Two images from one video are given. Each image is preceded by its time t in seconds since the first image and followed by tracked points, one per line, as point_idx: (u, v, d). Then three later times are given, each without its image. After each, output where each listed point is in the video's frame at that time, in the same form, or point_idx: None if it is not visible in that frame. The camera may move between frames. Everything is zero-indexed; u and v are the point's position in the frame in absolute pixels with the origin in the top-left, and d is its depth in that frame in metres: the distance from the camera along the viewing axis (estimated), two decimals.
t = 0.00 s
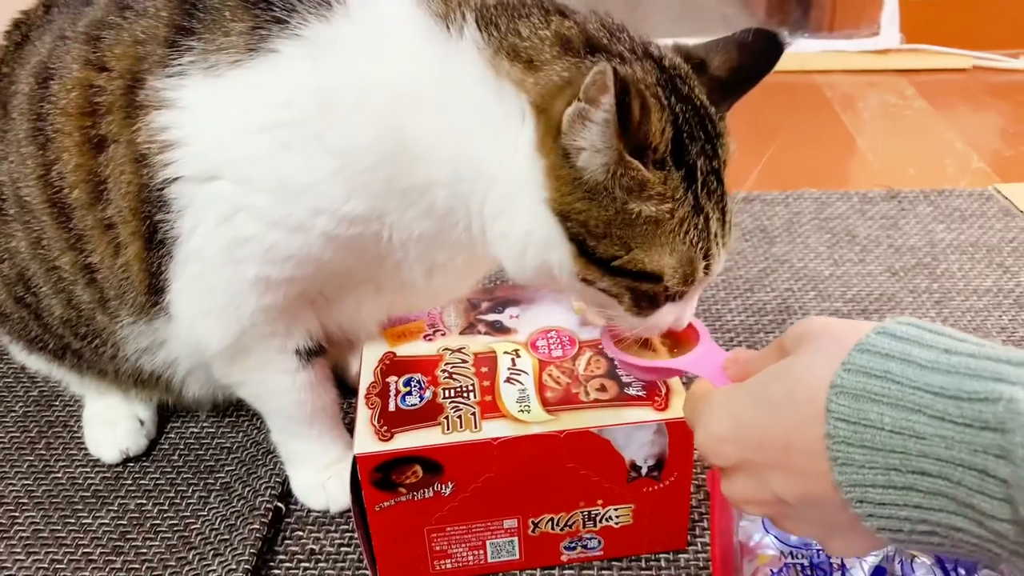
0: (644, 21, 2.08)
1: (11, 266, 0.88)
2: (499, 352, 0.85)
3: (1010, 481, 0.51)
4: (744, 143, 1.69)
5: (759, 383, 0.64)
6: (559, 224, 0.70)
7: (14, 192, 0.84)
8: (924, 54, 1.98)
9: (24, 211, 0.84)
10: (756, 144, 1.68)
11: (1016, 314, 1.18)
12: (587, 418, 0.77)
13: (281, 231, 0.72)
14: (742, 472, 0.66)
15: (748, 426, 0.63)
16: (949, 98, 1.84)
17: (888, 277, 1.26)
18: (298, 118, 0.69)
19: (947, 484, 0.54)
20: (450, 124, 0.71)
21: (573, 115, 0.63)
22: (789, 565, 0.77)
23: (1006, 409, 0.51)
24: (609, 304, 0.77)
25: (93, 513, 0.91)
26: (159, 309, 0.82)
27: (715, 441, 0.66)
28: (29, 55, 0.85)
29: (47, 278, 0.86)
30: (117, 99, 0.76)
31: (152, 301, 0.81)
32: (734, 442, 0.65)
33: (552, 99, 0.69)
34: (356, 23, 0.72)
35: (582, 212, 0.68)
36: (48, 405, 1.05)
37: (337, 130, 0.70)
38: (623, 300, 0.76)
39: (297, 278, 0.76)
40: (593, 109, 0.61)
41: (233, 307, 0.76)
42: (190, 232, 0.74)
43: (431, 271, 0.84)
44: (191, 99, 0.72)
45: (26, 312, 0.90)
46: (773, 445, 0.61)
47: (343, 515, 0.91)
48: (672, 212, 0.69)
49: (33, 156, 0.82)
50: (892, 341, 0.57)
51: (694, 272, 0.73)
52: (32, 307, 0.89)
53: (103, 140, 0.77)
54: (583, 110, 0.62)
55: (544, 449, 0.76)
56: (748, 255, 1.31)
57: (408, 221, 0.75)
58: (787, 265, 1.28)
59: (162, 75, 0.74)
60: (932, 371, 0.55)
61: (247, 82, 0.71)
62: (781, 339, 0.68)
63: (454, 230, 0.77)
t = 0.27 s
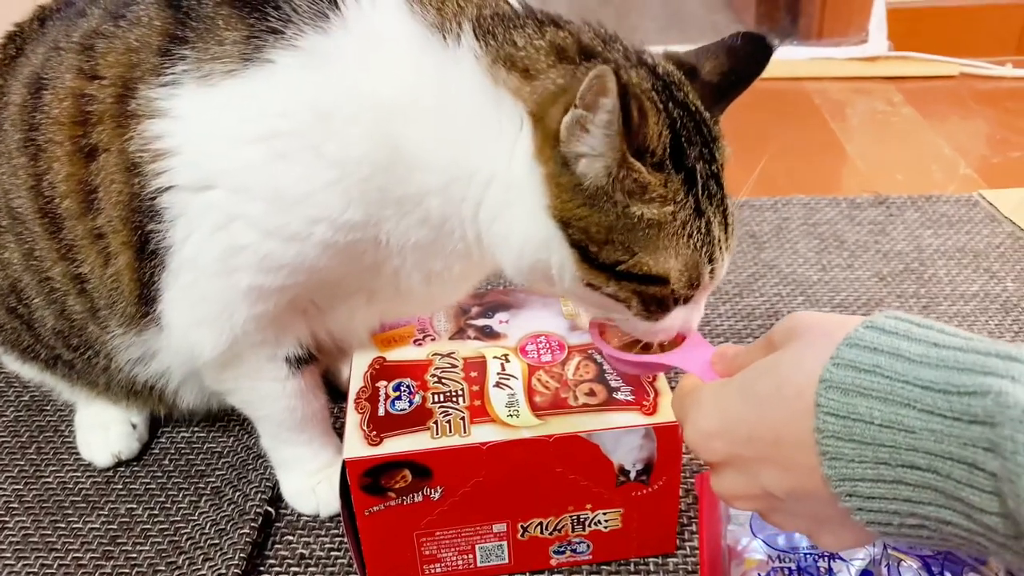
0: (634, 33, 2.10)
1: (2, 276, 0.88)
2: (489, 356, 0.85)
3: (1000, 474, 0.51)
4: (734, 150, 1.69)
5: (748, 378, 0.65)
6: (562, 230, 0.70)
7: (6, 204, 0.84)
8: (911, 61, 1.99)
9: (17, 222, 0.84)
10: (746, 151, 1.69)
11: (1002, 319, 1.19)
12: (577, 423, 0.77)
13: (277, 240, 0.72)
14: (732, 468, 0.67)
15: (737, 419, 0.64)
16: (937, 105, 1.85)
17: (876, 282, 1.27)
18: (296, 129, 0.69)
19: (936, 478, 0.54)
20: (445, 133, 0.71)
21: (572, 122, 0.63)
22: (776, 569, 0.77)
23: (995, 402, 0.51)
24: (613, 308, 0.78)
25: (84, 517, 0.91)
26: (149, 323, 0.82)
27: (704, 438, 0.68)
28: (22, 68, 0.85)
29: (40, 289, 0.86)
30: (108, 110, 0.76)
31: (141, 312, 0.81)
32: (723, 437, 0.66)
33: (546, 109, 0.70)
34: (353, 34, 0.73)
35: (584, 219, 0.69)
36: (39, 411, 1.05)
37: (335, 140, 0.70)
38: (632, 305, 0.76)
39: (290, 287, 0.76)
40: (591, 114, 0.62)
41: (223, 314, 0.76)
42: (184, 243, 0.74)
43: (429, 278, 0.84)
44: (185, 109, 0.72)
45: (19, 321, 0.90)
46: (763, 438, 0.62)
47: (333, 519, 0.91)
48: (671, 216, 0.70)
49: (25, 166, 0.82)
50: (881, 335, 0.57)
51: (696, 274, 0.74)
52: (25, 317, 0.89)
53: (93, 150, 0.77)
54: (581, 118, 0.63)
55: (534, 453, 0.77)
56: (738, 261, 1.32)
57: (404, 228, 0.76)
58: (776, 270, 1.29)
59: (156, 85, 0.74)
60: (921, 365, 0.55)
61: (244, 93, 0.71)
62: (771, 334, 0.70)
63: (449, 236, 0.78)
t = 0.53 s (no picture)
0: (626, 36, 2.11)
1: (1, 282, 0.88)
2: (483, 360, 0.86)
3: (999, 478, 0.52)
4: (726, 156, 1.71)
5: (745, 381, 0.67)
6: (562, 215, 0.71)
7: (5, 210, 0.84)
8: (900, 67, 2.01)
9: (15, 228, 0.84)
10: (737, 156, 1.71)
11: (991, 321, 1.20)
12: (570, 423, 0.78)
13: (271, 240, 0.73)
14: (732, 470, 0.69)
15: (737, 422, 0.66)
16: (926, 111, 1.87)
17: (865, 285, 1.28)
18: (288, 128, 0.70)
19: (936, 481, 0.55)
20: (437, 129, 0.73)
21: (571, 105, 0.66)
22: (768, 568, 0.78)
23: (994, 406, 0.51)
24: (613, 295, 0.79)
25: (82, 518, 0.92)
26: (145, 327, 0.82)
27: (704, 441, 0.70)
28: (20, 76, 0.86)
29: (39, 294, 0.86)
30: (104, 116, 0.77)
31: (139, 316, 0.82)
32: (723, 439, 0.68)
33: (543, 94, 0.72)
34: (341, 29, 0.74)
35: (584, 202, 0.70)
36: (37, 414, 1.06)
37: (326, 139, 0.71)
38: (631, 289, 0.77)
39: (286, 287, 0.77)
40: (590, 97, 0.64)
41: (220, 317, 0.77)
42: (181, 246, 0.75)
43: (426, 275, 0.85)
44: (179, 113, 0.73)
45: (19, 326, 0.90)
46: (762, 441, 0.64)
47: (329, 520, 0.92)
48: (668, 200, 0.72)
49: (22, 173, 0.82)
50: (880, 338, 0.58)
51: (693, 256, 0.76)
52: (25, 322, 0.90)
53: (90, 156, 0.78)
54: (581, 100, 0.65)
55: (529, 453, 0.78)
56: (729, 264, 1.33)
57: (401, 223, 0.76)
58: (767, 274, 1.31)
59: (149, 90, 0.75)
60: (921, 368, 0.56)
61: (234, 94, 0.72)
62: (771, 335, 0.71)
63: (445, 232, 0.79)
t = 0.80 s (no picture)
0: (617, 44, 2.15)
1: None
2: (478, 362, 0.88)
3: (988, 470, 0.53)
4: (716, 162, 1.73)
5: (740, 376, 0.67)
6: (571, 212, 0.74)
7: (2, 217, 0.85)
8: (888, 74, 2.03)
9: (13, 235, 0.85)
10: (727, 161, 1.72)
11: (978, 324, 1.22)
12: (564, 425, 0.79)
13: (262, 240, 0.73)
14: (725, 464, 0.69)
15: (729, 416, 0.67)
16: (913, 117, 1.89)
17: (854, 289, 1.30)
18: (278, 127, 0.71)
19: (926, 474, 0.57)
20: (430, 126, 0.74)
21: (581, 104, 0.68)
22: (759, 567, 0.79)
23: (984, 400, 0.53)
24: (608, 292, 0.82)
25: (80, 521, 0.92)
26: (144, 330, 0.84)
27: (697, 435, 0.70)
28: (16, 84, 0.87)
29: (36, 300, 0.87)
30: (99, 121, 0.77)
31: (136, 319, 0.83)
32: (716, 434, 0.68)
33: (546, 95, 0.73)
34: (331, 31, 0.75)
35: (592, 200, 0.73)
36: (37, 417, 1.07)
37: (316, 139, 0.71)
38: (630, 286, 0.80)
39: (279, 288, 0.78)
40: (600, 95, 0.66)
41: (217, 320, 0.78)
42: (174, 249, 0.76)
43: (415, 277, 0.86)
44: (171, 117, 0.74)
45: (16, 332, 0.91)
46: (756, 435, 0.65)
47: (326, 522, 0.92)
48: (672, 197, 0.74)
49: (19, 180, 0.83)
50: (871, 334, 0.60)
51: (690, 251, 0.79)
52: (23, 329, 0.90)
53: (86, 162, 0.78)
54: (589, 100, 0.67)
55: (522, 456, 0.78)
56: (719, 268, 1.34)
57: (391, 222, 0.77)
58: (757, 278, 1.32)
59: (142, 95, 0.76)
60: (911, 363, 0.58)
61: (225, 96, 0.73)
62: (763, 328, 0.72)
63: (437, 229, 0.80)
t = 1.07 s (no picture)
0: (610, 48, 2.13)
1: None
2: (468, 368, 0.88)
3: (966, 464, 0.53)
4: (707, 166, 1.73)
5: (724, 371, 0.68)
6: (585, 206, 0.75)
7: None
8: (877, 79, 2.05)
9: (7, 246, 0.85)
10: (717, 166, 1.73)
11: (966, 328, 1.22)
12: (554, 430, 0.79)
13: (261, 248, 0.74)
14: (710, 457, 0.70)
15: (713, 412, 0.68)
16: (901, 122, 1.90)
17: (843, 293, 1.30)
18: (278, 136, 0.71)
19: (906, 468, 0.57)
20: (434, 130, 0.75)
21: (590, 97, 0.70)
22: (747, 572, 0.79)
23: (963, 394, 0.53)
24: (621, 289, 0.82)
25: (70, 527, 0.92)
26: (136, 342, 0.83)
27: (682, 427, 0.71)
28: (10, 96, 0.87)
29: (30, 311, 0.87)
30: (93, 131, 0.77)
31: (129, 330, 0.82)
32: (702, 428, 0.69)
33: (555, 92, 0.75)
34: (331, 41, 0.75)
35: (607, 191, 0.74)
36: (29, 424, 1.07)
37: (318, 146, 0.72)
38: (647, 282, 0.81)
39: (275, 296, 0.78)
40: (610, 86, 0.69)
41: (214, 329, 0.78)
42: (171, 258, 0.76)
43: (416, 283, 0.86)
44: (168, 126, 0.74)
45: (11, 344, 0.91)
46: (738, 430, 0.66)
47: (317, 528, 0.92)
48: (684, 186, 0.77)
49: (13, 192, 0.83)
50: (853, 328, 0.60)
51: (704, 241, 0.81)
52: (17, 340, 0.90)
53: (80, 172, 0.78)
54: (600, 91, 0.70)
55: (512, 461, 0.79)
56: (710, 273, 1.35)
57: (392, 228, 0.78)
58: (747, 282, 1.33)
59: (138, 104, 0.76)
60: (892, 358, 0.58)
61: (222, 105, 0.73)
62: (745, 324, 0.73)
63: (439, 234, 0.81)
